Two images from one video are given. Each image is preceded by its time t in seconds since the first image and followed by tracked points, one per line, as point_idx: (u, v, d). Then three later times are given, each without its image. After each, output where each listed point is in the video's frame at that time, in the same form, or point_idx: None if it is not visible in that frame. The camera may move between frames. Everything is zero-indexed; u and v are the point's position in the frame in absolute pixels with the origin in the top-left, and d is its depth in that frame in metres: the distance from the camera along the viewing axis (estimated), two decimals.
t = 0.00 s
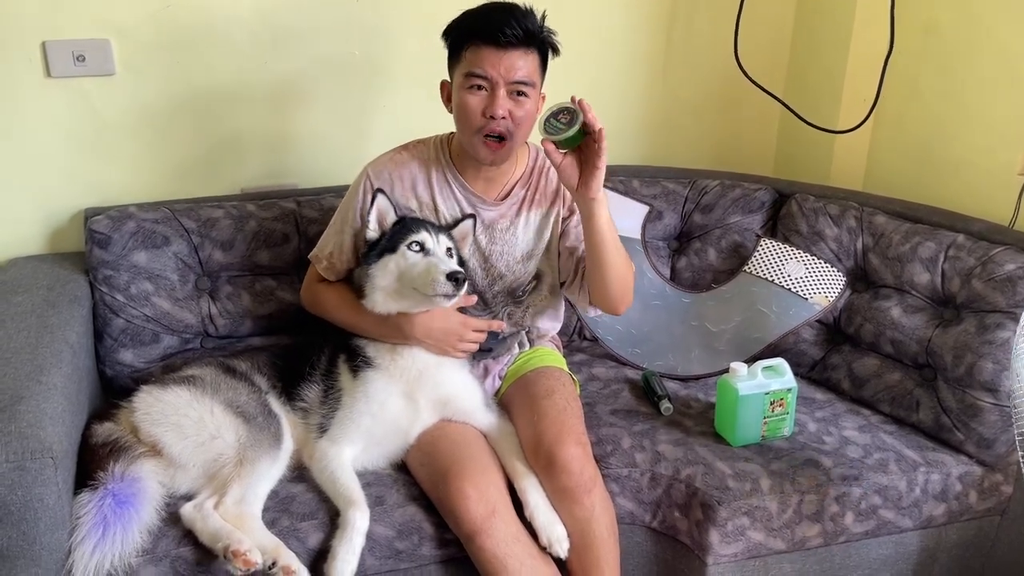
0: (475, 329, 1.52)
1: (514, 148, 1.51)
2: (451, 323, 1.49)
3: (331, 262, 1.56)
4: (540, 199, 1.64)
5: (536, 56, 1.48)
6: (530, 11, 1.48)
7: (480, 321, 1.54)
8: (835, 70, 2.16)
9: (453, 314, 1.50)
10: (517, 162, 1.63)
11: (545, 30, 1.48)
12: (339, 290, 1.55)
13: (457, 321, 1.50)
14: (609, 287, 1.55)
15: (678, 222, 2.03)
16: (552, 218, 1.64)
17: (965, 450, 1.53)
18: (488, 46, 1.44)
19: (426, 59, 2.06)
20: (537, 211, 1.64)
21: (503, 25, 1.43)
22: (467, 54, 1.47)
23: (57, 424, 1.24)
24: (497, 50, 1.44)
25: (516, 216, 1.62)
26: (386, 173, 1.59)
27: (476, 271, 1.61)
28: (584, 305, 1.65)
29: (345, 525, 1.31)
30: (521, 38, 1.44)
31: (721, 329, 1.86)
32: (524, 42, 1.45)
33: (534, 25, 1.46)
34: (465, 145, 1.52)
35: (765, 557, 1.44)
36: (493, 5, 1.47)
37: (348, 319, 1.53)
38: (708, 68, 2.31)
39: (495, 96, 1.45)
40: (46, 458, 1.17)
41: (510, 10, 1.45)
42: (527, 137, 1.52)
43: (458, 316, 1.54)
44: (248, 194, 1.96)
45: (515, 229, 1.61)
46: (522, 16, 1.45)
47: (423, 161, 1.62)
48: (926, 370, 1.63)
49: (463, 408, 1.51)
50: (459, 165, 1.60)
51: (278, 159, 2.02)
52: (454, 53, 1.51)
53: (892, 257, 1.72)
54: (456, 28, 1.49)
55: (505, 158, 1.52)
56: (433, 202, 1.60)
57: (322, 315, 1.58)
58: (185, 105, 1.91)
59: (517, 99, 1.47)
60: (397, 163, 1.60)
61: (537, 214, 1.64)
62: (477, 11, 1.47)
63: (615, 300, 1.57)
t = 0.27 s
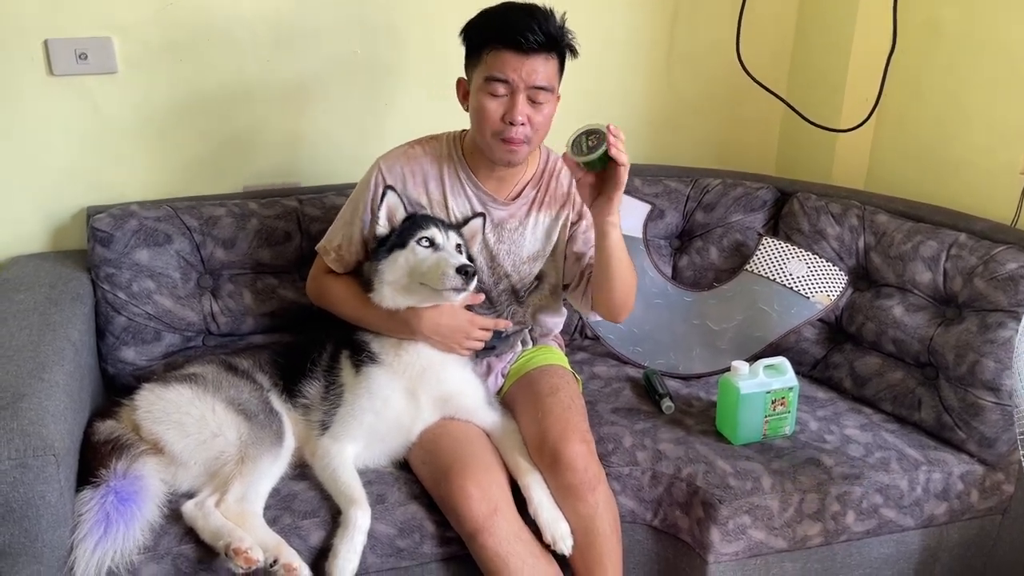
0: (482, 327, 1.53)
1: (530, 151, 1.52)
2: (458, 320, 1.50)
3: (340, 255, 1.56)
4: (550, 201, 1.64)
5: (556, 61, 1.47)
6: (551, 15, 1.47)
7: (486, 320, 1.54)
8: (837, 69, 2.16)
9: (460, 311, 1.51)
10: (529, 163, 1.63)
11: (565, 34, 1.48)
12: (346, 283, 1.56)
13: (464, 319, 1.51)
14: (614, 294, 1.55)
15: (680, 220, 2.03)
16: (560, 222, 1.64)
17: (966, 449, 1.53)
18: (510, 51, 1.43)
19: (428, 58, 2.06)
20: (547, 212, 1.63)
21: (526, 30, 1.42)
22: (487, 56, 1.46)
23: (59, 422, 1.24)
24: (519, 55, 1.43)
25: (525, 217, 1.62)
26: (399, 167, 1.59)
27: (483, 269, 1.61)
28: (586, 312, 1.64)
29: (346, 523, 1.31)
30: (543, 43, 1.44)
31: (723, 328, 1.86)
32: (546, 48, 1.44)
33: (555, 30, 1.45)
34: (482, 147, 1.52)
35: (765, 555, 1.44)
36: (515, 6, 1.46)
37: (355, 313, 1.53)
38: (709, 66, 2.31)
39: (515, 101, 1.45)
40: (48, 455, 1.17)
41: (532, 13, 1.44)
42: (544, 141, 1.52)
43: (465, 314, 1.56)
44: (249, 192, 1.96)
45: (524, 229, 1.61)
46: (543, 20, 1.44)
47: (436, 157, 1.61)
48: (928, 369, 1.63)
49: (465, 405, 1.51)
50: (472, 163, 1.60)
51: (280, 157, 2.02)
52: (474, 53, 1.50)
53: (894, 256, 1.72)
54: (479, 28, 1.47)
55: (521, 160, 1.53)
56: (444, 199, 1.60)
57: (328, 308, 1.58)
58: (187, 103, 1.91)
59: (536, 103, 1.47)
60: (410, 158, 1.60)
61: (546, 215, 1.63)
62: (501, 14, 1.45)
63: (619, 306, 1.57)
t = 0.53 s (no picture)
0: (485, 327, 1.52)
1: (531, 140, 1.51)
2: (462, 320, 1.50)
3: (345, 252, 1.57)
4: (557, 198, 1.63)
5: (549, 44, 1.49)
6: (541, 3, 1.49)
7: (491, 320, 1.54)
8: (838, 67, 2.16)
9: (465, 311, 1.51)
10: (535, 161, 1.63)
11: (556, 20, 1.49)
12: (350, 281, 1.56)
13: (468, 318, 1.51)
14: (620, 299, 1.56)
15: (681, 219, 2.03)
16: (568, 221, 1.63)
17: (967, 448, 1.53)
18: (500, 35, 1.45)
19: (429, 56, 2.06)
20: (553, 211, 1.63)
21: (515, 14, 1.44)
22: (480, 47, 1.48)
23: (61, 419, 1.24)
24: (510, 40, 1.45)
25: (532, 216, 1.61)
26: (405, 165, 1.59)
27: (488, 268, 1.61)
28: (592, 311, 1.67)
29: (346, 521, 1.31)
30: (534, 27, 1.45)
31: (724, 327, 1.86)
32: (537, 32, 1.46)
33: (545, 14, 1.47)
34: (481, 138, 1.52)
35: (766, 554, 1.44)
36: None
37: (360, 312, 1.53)
38: (710, 65, 2.31)
39: (510, 84, 1.45)
40: (49, 453, 1.17)
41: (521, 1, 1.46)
42: (544, 128, 1.51)
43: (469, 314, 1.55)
44: (250, 191, 1.96)
45: (530, 228, 1.61)
46: (533, 6, 1.46)
47: (442, 155, 1.62)
48: (928, 368, 1.63)
49: (467, 405, 1.51)
50: (478, 160, 1.60)
51: (281, 156, 2.03)
52: (468, 49, 1.53)
53: (895, 255, 1.72)
54: (468, 25, 1.51)
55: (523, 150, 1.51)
56: (450, 197, 1.60)
57: (334, 304, 1.58)
58: (189, 102, 1.91)
59: (532, 88, 1.47)
60: (416, 156, 1.61)
61: (553, 214, 1.63)
62: (487, 5, 1.49)
63: (625, 310, 1.58)
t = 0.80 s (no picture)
0: (482, 325, 1.53)
1: (520, 138, 1.51)
2: (458, 317, 1.50)
3: (341, 254, 1.57)
4: (549, 193, 1.63)
5: (537, 42, 1.49)
6: None
7: (487, 318, 1.54)
8: (840, 66, 2.16)
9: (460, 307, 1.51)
10: (527, 157, 1.64)
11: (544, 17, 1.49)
12: (348, 283, 1.56)
13: (465, 316, 1.51)
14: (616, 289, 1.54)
15: (683, 218, 2.03)
16: (561, 216, 1.63)
17: (968, 447, 1.53)
18: (488, 34, 1.45)
19: (431, 55, 2.06)
20: (547, 206, 1.63)
21: (501, 12, 1.44)
22: (468, 46, 1.48)
23: (63, 417, 1.24)
24: (497, 39, 1.45)
25: (525, 212, 1.61)
26: (396, 165, 1.60)
27: (484, 265, 1.61)
28: (588, 306, 1.64)
29: (347, 519, 1.31)
30: (520, 24, 1.45)
31: (725, 326, 1.86)
32: (524, 29, 1.46)
33: (532, 11, 1.47)
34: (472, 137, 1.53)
35: (767, 553, 1.44)
36: None
37: (355, 311, 1.54)
38: (712, 64, 2.31)
39: (498, 83, 1.45)
40: (52, 451, 1.17)
41: None
42: (533, 126, 1.52)
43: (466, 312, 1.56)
44: (251, 190, 1.96)
45: (524, 225, 1.61)
46: (520, 4, 1.46)
47: (433, 154, 1.62)
48: (930, 368, 1.63)
49: (467, 403, 1.51)
50: (469, 158, 1.61)
51: (283, 155, 2.03)
52: (456, 47, 1.53)
53: (896, 254, 1.72)
54: (456, 23, 1.51)
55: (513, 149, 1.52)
56: (442, 196, 1.60)
57: (331, 306, 1.58)
58: (190, 100, 1.91)
59: (520, 86, 1.47)
60: (406, 156, 1.61)
61: (546, 209, 1.63)
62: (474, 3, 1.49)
63: (621, 301, 1.56)
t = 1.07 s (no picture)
0: (473, 321, 1.51)
1: (511, 149, 1.51)
2: (448, 316, 1.49)
3: (334, 261, 1.57)
4: (537, 192, 1.63)
5: (530, 55, 1.49)
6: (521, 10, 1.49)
7: (479, 315, 1.53)
8: (843, 65, 2.15)
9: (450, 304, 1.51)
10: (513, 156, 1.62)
11: (536, 28, 1.50)
12: (341, 290, 1.56)
13: (455, 313, 1.50)
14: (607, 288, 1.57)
15: (685, 218, 2.02)
16: (549, 214, 1.64)
17: (971, 447, 1.52)
18: (483, 46, 1.45)
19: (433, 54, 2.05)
20: (535, 204, 1.63)
21: (498, 25, 1.44)
22: (461, 56, 1.47)
23: (65, 416, 1.24)
24: (493, 51, 1.44)
25: (514, 211, 1.61)
26: (381, 171, 1.60)
27: (475, 265, 1.61)
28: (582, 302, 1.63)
29: (350, 518, 1.31)
30: (516, 37, 1.45)
31: (727, 326, 1.86)
32: (520, 42, 1.46)
33: (526, 23, 1.47)
34: (462, 147, 1.52)
35: (769, 552, 1.44)
36: (482, 5, 1.48)
37: (348, 313, 1.54)
38: (714, 63, 2.31)
39: (493, 97, 1.45)
40: (54, 450, 1.18)
41: (503, 9, 1.46)
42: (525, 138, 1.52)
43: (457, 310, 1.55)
44: (253, 189, 1.96)
45: (513, 223, 1.61)
46: (515, 15, 1.47)
47: (418, 158, 1.62)
48: (932, 367, 1.63)
49: (468, 401, 1.51)
50: (454, 162, 1.60)
51: (285, 154, 2.03)
52: (445, 54, 1.51)
53: (899, 254, 1.71)
54: (448, 29, 1.49)
55: (503, 159, 1.52)
56: (429, 198, 1.60)
57: (327, 311, 1.59)
58: (193, 100, 1.91)
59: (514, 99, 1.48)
60: (392, 161, 1.61)
61: (534, 207, 1.63)
62: (467, 11, 1.48)
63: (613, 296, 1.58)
